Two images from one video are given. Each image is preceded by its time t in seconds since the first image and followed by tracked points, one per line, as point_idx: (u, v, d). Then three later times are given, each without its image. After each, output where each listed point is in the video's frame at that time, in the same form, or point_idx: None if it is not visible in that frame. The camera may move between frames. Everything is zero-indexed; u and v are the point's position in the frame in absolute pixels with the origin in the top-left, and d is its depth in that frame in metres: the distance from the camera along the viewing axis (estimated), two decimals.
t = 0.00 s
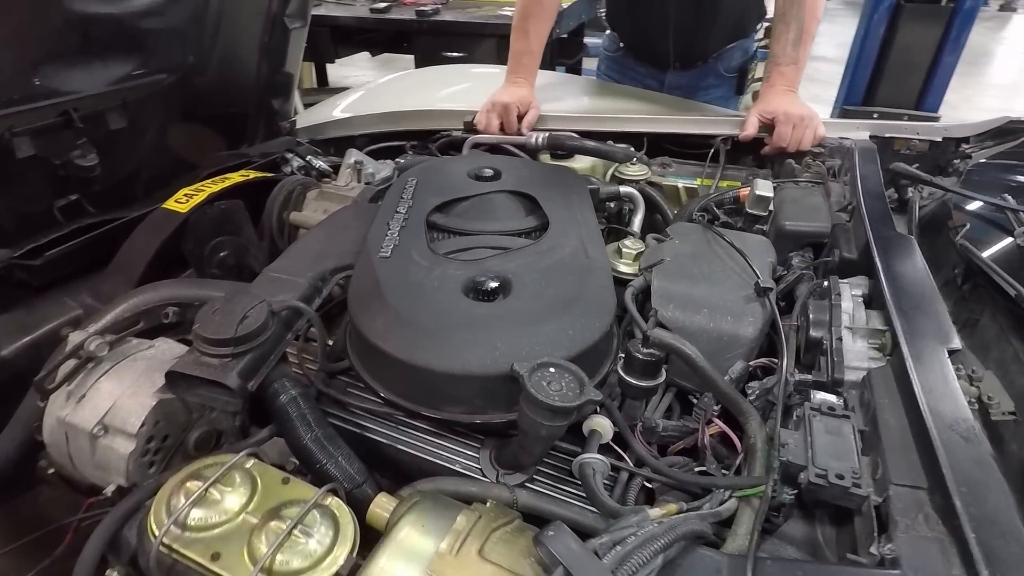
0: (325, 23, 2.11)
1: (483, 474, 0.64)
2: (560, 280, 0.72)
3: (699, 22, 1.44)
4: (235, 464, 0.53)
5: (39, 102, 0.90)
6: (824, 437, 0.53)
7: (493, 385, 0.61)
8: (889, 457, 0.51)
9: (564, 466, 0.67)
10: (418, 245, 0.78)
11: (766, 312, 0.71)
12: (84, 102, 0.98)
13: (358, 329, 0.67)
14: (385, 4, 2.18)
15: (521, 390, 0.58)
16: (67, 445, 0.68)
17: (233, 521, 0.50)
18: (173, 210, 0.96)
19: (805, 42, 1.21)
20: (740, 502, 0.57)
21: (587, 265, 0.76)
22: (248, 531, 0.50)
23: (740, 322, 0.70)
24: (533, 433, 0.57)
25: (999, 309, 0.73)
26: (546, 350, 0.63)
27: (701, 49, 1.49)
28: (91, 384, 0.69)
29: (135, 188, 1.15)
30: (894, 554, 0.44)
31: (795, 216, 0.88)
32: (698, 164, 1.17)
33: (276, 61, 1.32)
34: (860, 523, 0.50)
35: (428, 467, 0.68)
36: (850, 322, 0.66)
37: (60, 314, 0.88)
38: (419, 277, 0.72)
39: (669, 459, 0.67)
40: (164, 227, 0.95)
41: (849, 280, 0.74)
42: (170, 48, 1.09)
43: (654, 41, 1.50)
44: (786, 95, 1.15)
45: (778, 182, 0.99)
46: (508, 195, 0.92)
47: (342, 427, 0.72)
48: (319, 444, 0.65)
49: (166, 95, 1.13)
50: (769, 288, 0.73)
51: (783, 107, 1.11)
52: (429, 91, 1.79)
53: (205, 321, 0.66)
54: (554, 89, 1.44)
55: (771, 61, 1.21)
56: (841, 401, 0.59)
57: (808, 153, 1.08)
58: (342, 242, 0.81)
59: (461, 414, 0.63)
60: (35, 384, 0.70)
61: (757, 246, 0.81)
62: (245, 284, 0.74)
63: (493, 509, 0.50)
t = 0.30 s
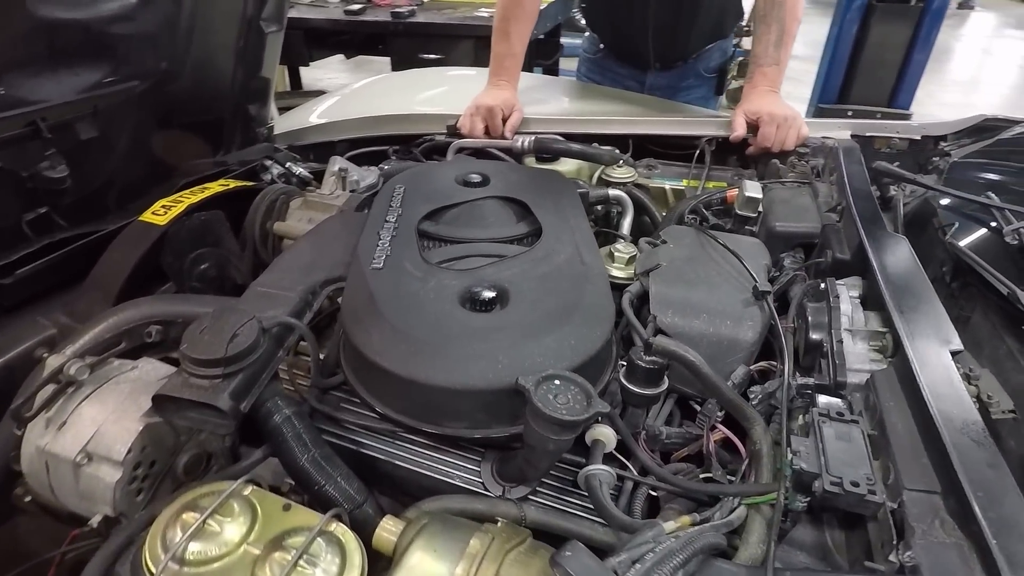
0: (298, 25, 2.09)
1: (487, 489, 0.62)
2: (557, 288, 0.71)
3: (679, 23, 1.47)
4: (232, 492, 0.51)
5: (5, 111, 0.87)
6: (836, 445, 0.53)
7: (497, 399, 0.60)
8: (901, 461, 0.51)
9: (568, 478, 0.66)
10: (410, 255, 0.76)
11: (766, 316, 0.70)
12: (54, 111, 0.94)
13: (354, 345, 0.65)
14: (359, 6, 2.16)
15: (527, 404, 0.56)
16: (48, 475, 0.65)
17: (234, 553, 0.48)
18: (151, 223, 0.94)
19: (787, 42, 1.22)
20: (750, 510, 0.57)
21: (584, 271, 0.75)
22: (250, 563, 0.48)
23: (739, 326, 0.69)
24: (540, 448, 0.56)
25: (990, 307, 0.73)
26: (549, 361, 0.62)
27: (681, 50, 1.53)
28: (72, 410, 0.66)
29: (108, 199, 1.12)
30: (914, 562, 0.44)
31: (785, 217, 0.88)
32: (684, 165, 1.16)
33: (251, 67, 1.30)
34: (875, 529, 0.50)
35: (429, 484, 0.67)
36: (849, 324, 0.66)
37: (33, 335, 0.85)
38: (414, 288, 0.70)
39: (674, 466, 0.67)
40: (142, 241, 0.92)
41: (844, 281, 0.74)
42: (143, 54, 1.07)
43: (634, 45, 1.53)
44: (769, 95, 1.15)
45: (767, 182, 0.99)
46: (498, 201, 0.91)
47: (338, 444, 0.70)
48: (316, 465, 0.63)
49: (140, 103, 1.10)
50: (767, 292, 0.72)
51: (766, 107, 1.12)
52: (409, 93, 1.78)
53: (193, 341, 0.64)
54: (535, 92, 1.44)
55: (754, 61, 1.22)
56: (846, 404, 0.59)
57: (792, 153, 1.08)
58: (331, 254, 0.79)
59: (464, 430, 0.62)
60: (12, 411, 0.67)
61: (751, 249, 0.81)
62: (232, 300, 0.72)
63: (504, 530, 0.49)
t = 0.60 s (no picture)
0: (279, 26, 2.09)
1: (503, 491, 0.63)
2: (565, 289, 0.72)
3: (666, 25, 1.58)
4: (255, 501, 0.51)
5: None
6: (852, 437, 0.54)
7: (513, 400, 0.60)
8: (914, 451, 0.52)
9: (582, 476, 0.66)
10: (417, 259, 0.76)
11: (770, 313, 0.71)
12: (39, 116, 0.93)
13: (366, 350, 0.65)
14: (341, 8, 2.17)
15: (546, 404, 0.57)
16: (53, 489, 0.63)
17: (261, 562, 0.48)
18: (145, 230, 0.93)
19: (774, 43, 1.24)
20: (765, 502, 0.58)
21: (589, 271, 0.75)
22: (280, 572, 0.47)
23: (745, 322, 0.70)
24: (560, 448, 0.56)
25: (983, 300, 0.75)
26: (563, 361, 0.62)
27: (668, 51, 1.65)
28: (77, 422, 0.65)
29: (94, 206, 1.10)
30: (934, 548, 0.46)
31: (781, 214, 0.90)
32: (675, 164, 1.17)
33: (238, 71, 1.29)
34: (891, 517, 0.52)
35: (443, 488, 0.67)
36: (853, 319, 0.67)
37: (26, 346, 0.83)
38: (423, 292, 0.70)
39: (684, 461, 0.68)
40: (136, 249, 0.90)
41: (844, 276, 0.76)
42: (128, 58, 1.06)
43: (623, 49, 1.65)
44: (758, 95, 1.17)
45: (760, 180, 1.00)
46: (497, 202, 0.91)
47: (349, 450, 0.69)
48: (332, 471, 0.62)
49: (126, 108, 1.09)
50: (771, 289, 0.73)
51: (757, 106, 1.13)
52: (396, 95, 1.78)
53: (202, 349, 0.63)
54: (525, 94, 1.45)
55: (742, 61, 1.23)
56: (855, 397, 0.61)
57: (782, 151, 1.10)
58: (335, 259, 0.79)
59: (480, 432, 0.62)
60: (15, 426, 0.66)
61: (751, 247, 0.82)
62: (237, 307, 0.71)
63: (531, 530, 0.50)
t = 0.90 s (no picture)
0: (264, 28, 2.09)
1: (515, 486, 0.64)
2: (570, 286, 0.73)
3: (655, 27, 1.63)
4: (279, 501, 0.51)
5: None
6: (857, 425, 0.56)
7: (525, 397, 0.61)
8: (915, 436, 0.54)
9: (592, 469, 0.67)
10: (423, 260, 0.77)
11: (770, 307, 0.73)
12: (33, 122, 0.93)
13: (378, 350, 0.65)
14: (326, 9, 2.17)
15: (560, 400, 0.58)
16: (66, 496, 0.63)
17: (289, 560, 0.48)
18: (144, 235, 0.92)
19: (762, 43, 1.27)
20: (773, 489, 0.60)
21: (593, 269, 0.77)
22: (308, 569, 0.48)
23: (746, 316, 0.72)
24: (574, 442, 0.58)
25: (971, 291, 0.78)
26: (574, 357, 0.64)
27: (656, 51, 1.70)
28: (89, 429, 0.65)
29: (86, 212, 1.09)
30: (938, 527, 0.48)
31: (775, 211, 0.92)
32: (667, 163, 1.18)
33: (229, 74, 1.28)
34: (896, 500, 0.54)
35: (456, 486, 0.68)
36: (850, 311, 0.69)
37: (27, 354, 0.82)
38: (431, 292, 0.71)
39: (690, 453, 0.69)
40: (136, 254, 0.90)
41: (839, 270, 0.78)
42: (120, 62, 1.06)
43: (613, 50, 1.69)
44: (748, 94, 1.19)
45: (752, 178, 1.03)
46: (497, 203, 0.92)
47: (361, 450, 0.70)
48: (347, 471, 0.63)
49: (118, 112, 1.09)
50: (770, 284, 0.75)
51: (747, 105, 1.15)
52: (385, 97, 1.78)
53: (216, 353, 0.63)
54: (516, 95, 1.46)
55: (731, 61, 1.26)
56: (856, 386, 0.63)
57: (772, 149, 1.12)
58: (340, 261, 0.79)
59: (493, 428, 0.63)
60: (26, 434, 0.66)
61: (748, 243, 0.84)
62: (246, 311, 0.72)
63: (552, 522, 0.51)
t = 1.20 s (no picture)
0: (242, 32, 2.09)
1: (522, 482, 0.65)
2: (569, 286, 0.75)
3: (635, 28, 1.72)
4: (300, 504, 0.53)
5: None
6: (851, 412, 0.59)
7: (533, 395, 0.63)
8: (906, 421, 0.57)
9: (596, 464, 0.69)
10: (423, 264, 0.78)
11: (761, 302, 0.76)
12: (18, 131, 0.92)
13: (386, 353, 0.67)
14: (305, 12, 2.17)
15: (569, 396, 0.60)
16: (76, 508, 0.63)
17: (313, 561, 0.49)
18: (137, 244, 0.92)
19: (741, 44, 1.30)
20: (772, 477, 0.62)
21: (589, 269, 0.79)
22: (332, 569, 0.49)
23: (739, 311, 0.75)
24: (582, 437, 0.60)
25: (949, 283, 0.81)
26: (578, 356, 0.66)
27: (637, 53, 1.80)
28: (97, 440, 0.65)
29: (72, 221, 1.08)
30: (932, 504, 0.51)
31: (760, 209, 0.94)
32: (652, 163, 1.20)
33: (214, 80, 1.28)
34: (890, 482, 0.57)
35: (464, 484, 0.69)
36: (839, 304, 0.72)
37: (22, 366, 0.82)
38: (433, 295, 0.73)
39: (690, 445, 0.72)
40: (130, 263, 0.90)
41: (826, 264, 0.81)
42: (105, 70, 1.05)
43: (596, 53, 1.79)
44: (729, 95, 1.22)
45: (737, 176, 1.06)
46: (492, 205, 0.94)
47: (369, 452, 0.71)
48: (358, 473, 0.64)
49: (103, 120, 1.08)
50: (761, 280, 0.78)
51: (729, 105, 1.18)
52: (367, 101, 1.79)
53: (225, 360, 0.64)
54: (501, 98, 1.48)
55: (712, 63, 1.29)
56: (847, 375, 0.66)
57: (754, 148, 1.15)
58: (340, 267, 0.80)
59: (501, 427, 0.64)
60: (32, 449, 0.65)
61: (737, 240, 0.87)
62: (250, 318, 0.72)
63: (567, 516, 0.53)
